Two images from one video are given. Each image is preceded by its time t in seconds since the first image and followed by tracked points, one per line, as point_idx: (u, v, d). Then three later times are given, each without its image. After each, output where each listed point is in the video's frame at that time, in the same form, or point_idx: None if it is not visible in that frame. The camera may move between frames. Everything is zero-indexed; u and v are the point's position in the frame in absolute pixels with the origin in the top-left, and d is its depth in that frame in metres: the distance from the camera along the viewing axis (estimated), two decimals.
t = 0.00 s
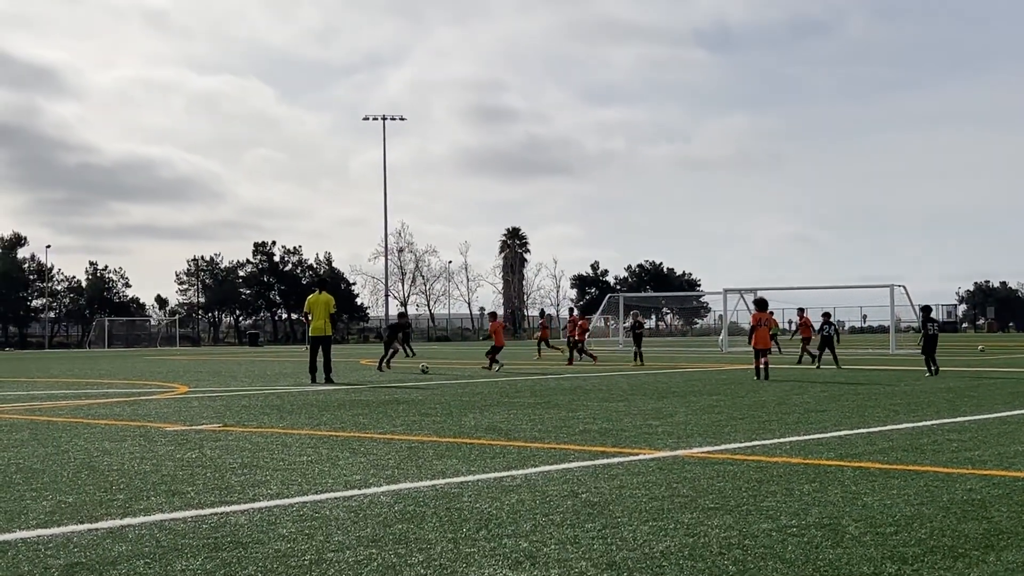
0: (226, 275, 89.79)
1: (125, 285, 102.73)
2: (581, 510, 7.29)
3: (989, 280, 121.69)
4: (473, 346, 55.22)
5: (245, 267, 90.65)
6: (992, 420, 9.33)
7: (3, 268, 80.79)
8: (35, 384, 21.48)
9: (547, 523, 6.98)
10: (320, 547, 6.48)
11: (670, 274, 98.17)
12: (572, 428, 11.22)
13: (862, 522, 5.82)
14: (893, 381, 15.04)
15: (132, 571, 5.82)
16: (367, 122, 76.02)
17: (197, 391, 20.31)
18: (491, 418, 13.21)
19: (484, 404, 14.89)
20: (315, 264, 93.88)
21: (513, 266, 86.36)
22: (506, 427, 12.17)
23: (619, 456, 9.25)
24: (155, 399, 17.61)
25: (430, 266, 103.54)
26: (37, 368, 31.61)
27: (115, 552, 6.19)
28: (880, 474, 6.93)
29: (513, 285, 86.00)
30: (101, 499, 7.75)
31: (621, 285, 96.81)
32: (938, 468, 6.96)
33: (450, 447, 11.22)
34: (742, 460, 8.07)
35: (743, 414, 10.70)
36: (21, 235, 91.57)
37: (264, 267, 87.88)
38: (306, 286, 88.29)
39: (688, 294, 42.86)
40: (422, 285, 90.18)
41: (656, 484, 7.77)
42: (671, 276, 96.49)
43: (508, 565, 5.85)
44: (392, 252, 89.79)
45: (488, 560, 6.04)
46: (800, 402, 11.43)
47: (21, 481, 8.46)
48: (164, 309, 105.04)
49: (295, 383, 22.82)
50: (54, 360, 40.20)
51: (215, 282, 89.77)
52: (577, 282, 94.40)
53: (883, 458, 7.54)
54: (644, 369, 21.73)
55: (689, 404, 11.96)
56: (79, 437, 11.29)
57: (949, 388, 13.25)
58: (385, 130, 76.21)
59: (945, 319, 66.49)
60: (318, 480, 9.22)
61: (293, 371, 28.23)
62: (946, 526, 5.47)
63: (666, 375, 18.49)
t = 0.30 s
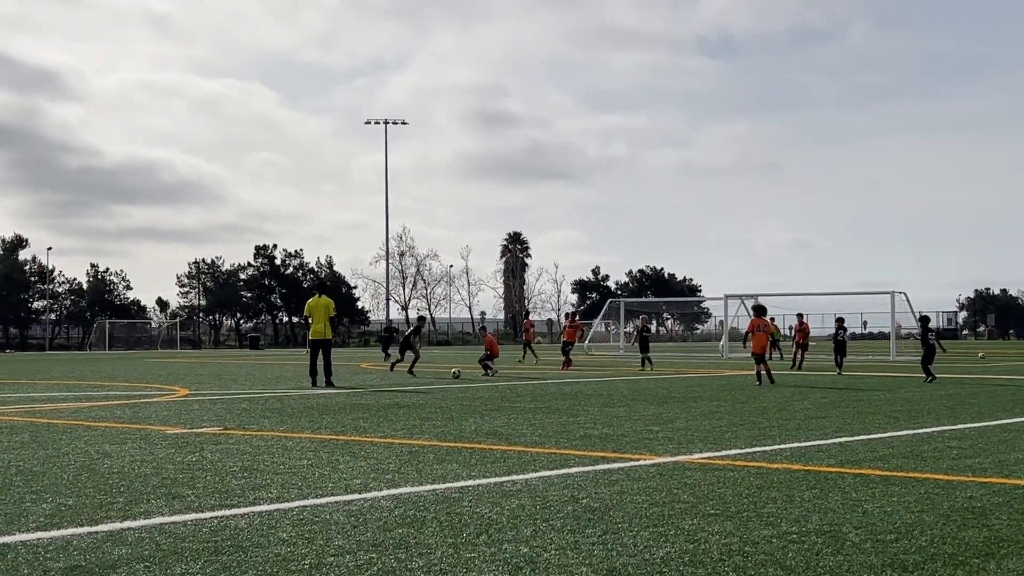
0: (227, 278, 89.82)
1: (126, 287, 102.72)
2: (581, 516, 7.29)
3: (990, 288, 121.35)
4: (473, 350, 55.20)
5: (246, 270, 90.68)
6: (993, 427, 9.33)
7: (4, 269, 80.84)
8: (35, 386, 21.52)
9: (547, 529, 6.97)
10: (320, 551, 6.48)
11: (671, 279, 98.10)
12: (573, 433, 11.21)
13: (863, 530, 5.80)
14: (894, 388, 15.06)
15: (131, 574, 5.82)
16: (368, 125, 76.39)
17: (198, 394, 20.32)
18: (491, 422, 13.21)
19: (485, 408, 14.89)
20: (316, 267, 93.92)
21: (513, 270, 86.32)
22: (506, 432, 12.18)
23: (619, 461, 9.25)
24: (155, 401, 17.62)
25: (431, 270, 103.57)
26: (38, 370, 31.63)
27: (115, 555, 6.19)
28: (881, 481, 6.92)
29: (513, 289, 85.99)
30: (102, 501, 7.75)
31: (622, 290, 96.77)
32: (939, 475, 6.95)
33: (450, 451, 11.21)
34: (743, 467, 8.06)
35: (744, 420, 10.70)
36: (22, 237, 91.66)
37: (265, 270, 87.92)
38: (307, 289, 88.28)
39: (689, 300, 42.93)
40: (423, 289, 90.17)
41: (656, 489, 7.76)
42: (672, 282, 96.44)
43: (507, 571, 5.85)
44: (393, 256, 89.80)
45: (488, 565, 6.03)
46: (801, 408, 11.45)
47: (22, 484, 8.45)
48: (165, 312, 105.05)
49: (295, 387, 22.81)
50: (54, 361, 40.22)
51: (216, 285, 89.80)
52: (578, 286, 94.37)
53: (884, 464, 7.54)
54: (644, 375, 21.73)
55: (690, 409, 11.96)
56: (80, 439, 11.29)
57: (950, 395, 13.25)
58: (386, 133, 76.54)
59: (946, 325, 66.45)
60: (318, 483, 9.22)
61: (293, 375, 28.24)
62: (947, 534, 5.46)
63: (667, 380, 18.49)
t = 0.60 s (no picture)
0: (218, 283, 89.66)
1: (116, 292, 102.43)
2: (571, 521, 7.28)
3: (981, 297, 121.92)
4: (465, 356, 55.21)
5: (237, 276, 90.55)
6: (982, 434, 9.37)
7: None
8: (25, 390, 21.46)
9: (537, 534, 6.97)
10: (310, 555, 6.46)
11: (663, 286, 98.22)
12: (563, 439, 11.22)
13: (853, 535, 5.82)
14: (884, 395, 15.12)
15: None
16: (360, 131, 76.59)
17: (188, 398, 20.27)
18: (482, 428, 13.21)
19: (475, 414, 14.89)
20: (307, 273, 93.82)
21: (504, 277, 86.28)
22: (497, 437, 12.18)
23: (610, 466, 9.26)
24: (146, 406, 17.59)
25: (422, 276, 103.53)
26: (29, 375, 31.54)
27: (103, 558, 6.16)
28: (871, 487, 6.94)
29: (504, 295, 85.99)
30: (91, 505, 7.72)
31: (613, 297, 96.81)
32: (929, 482, 6.97)
33: (441, 457, 11.20)
34: (733, 472, 8.08)
35: (734, 426, 10.73)
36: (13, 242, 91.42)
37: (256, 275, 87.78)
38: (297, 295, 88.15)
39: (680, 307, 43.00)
40: (415, 295, 90.10)
41: (646, 495, 7.76)
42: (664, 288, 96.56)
43: None
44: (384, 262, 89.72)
45: (478, 570, 6.02)
46: (791, 415, 11.48)
47: (11, 488, 8.43)
48: (155, 317, 104.79)
49: (286, 392, 22.77)
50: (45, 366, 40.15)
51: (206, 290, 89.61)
52: (569, 293, 94.42)
53: (874, 471, 7.55)
54: (634, 382, 21.75)
55: (681, 415, 11.98)
56: (69, 443, 11.25)
57: (940, 402, 13.29)
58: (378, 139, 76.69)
59: (936, 333, 66.61)
60: (308, 488, 9.19)
61: (284, 380, 28.21)
62: (937, 539, 5.48)
63: (657, 387, 18.54)
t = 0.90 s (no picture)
0: (199, 288, 89.23)
1: (96, 297, 101.78)
2: (553, 525, 7.30)
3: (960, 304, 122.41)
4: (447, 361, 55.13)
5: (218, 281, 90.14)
6: (962, 439, 9.45)
7: None
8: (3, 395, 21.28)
9: (519, 538, 6.98)
10: (292, 560, 6.44)
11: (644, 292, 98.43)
12: (546, 444, 11.23)
13: (835, 540, 5.85)
14: (864, 400, 15.20)
15: None
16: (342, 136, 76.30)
17: (169, 403, 20.17)
18: (464, 433, 13.20)
19: (457, 419, 14.87)
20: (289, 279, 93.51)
21: (486, 282, 86.17)
22: (479, 442, 12.18)
23: (593, 471, 9.27)
24: (126, 411, 17.50)
25: (404, 282, 103.40)
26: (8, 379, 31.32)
27: (85, 563, 6.13)
28: (852, 492, 6.99)
29: (486, 301, 85.89)
30: (71, 510, 7.67)
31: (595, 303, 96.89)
32: (909, 486, 7.02)
33: (423, 462, 11.19)
34: (715, 477, 8.12)
35: (716, 431, 10.78)
36: None
37: (237, 280, 87.41)
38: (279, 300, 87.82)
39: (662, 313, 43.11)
40: (396, 300, 89.92)
41: (629, 500, 7.79)
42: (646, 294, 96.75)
43: None
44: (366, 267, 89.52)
45: None
46: (772, 420, 11.52)
47: None
48: (136, 322, 104.07)
49: (267, 398, 22.66)
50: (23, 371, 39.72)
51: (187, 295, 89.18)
52: (551, 299, 94.51)
53: (855, 476, 7.60)
54: (615, 387, 21.78)
55: (663, 421, 12.03)
56: (49, 448, 11.17)
57: (919, 408, 13.38)
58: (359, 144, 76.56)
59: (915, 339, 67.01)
60: (290, 493, 9.17)
61: (265, 385, 28.12)
62: (917, 544, 5.52)
63: (639, 392, 18.59)
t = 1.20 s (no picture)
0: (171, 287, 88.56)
1: (67, 296, 100.79)
2: (525, 524, 7.29)
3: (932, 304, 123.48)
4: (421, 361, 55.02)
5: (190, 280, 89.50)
6: (933, 438, 9.53)
7: None
8: None
9: (491, 537, 6.96)
10: (263, 559, 6.39)
11: (618, 292, 98.61)
12: (518, 443, 11.24)
13: (805, 537, 5.88)
14: (835, 399, 15.32)
15: None
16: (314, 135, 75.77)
17: (141, 403, 19.99)
18: (437, 432, 13.17)
19: (430, 418, 14.83)
20: (262, 278, 92.97)
21: (460, 281, 85.91)
22: (451, 442, 12.15)
23: (565, 470, 9.28)
24: (97, 410, 17.33)
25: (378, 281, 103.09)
26: None
27: (54, 562, 6.06)
28: (822, 490, 7.03)
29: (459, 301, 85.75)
30: (41, 509, 7.58)
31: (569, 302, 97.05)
32: (879, 484, 7.07)
33: (396, 461, 11.15)
34: (687, 475, 8.14)
35: (688, 430, 10.82)
36: None
37: (209, 279, 86.81)
38: (252, 299, 87.32)
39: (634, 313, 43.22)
40: (370, 300, 89.65)
41: (601, 498, 7.79)
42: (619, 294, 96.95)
43: None
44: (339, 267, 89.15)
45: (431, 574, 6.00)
46: (745, 419, 11.58)
47: None
48: (107, 321, 103.13)
49: (239, 398, 22.52)
50: None
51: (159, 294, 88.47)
52: (524, 299, 94.53)
53: (826, 474, 7.65)
54: (589, 386, 21.82)
55: (635, 420, 12.06)
56: (18, 448, 11.04)
57: (890, 407, 13.49)
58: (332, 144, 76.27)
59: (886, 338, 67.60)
60: (262, 492, 9.10)
61: (238, 384, 27.98)
62: (887, 541, 5.56)
63: (613, 391, 18.62)
